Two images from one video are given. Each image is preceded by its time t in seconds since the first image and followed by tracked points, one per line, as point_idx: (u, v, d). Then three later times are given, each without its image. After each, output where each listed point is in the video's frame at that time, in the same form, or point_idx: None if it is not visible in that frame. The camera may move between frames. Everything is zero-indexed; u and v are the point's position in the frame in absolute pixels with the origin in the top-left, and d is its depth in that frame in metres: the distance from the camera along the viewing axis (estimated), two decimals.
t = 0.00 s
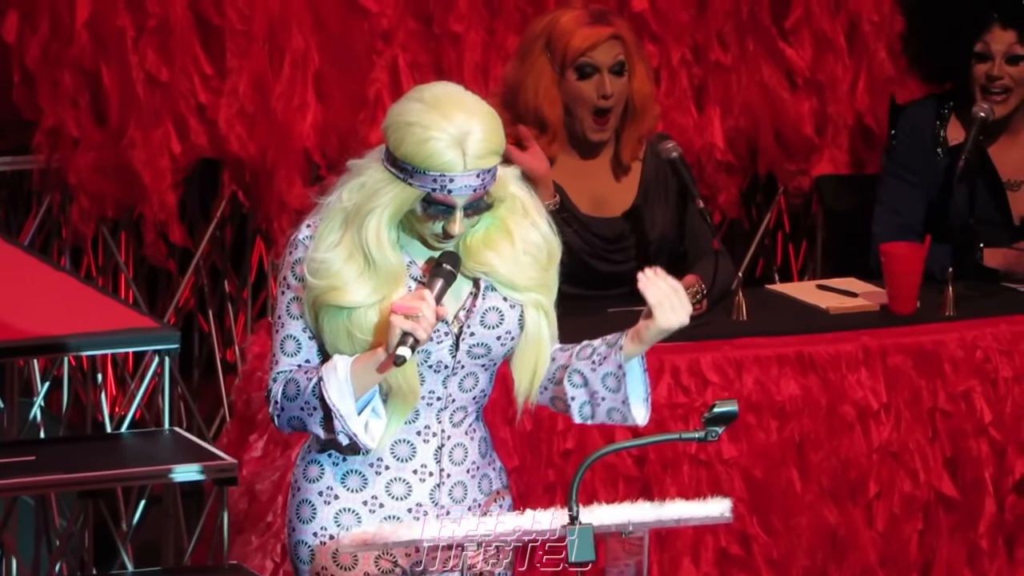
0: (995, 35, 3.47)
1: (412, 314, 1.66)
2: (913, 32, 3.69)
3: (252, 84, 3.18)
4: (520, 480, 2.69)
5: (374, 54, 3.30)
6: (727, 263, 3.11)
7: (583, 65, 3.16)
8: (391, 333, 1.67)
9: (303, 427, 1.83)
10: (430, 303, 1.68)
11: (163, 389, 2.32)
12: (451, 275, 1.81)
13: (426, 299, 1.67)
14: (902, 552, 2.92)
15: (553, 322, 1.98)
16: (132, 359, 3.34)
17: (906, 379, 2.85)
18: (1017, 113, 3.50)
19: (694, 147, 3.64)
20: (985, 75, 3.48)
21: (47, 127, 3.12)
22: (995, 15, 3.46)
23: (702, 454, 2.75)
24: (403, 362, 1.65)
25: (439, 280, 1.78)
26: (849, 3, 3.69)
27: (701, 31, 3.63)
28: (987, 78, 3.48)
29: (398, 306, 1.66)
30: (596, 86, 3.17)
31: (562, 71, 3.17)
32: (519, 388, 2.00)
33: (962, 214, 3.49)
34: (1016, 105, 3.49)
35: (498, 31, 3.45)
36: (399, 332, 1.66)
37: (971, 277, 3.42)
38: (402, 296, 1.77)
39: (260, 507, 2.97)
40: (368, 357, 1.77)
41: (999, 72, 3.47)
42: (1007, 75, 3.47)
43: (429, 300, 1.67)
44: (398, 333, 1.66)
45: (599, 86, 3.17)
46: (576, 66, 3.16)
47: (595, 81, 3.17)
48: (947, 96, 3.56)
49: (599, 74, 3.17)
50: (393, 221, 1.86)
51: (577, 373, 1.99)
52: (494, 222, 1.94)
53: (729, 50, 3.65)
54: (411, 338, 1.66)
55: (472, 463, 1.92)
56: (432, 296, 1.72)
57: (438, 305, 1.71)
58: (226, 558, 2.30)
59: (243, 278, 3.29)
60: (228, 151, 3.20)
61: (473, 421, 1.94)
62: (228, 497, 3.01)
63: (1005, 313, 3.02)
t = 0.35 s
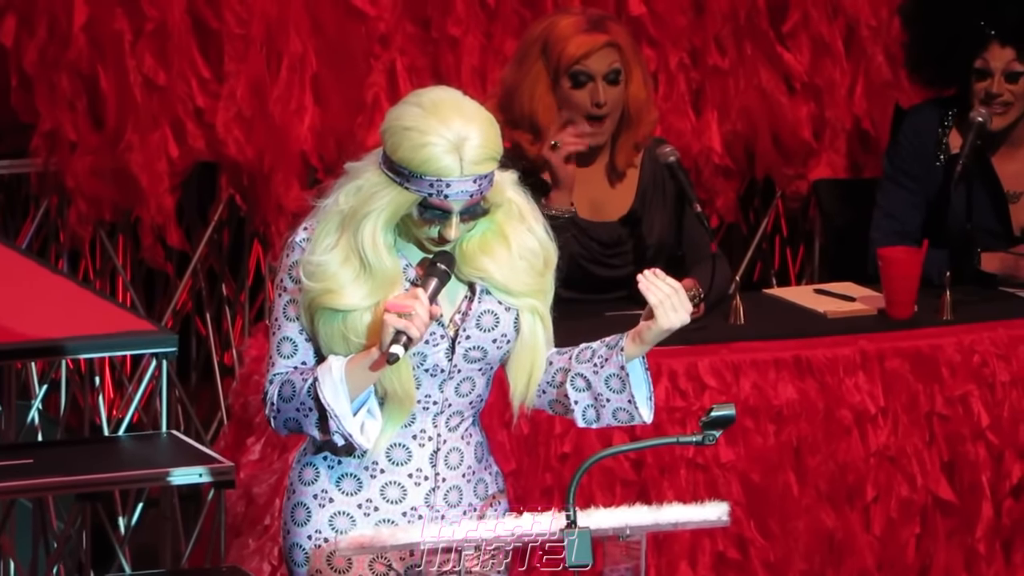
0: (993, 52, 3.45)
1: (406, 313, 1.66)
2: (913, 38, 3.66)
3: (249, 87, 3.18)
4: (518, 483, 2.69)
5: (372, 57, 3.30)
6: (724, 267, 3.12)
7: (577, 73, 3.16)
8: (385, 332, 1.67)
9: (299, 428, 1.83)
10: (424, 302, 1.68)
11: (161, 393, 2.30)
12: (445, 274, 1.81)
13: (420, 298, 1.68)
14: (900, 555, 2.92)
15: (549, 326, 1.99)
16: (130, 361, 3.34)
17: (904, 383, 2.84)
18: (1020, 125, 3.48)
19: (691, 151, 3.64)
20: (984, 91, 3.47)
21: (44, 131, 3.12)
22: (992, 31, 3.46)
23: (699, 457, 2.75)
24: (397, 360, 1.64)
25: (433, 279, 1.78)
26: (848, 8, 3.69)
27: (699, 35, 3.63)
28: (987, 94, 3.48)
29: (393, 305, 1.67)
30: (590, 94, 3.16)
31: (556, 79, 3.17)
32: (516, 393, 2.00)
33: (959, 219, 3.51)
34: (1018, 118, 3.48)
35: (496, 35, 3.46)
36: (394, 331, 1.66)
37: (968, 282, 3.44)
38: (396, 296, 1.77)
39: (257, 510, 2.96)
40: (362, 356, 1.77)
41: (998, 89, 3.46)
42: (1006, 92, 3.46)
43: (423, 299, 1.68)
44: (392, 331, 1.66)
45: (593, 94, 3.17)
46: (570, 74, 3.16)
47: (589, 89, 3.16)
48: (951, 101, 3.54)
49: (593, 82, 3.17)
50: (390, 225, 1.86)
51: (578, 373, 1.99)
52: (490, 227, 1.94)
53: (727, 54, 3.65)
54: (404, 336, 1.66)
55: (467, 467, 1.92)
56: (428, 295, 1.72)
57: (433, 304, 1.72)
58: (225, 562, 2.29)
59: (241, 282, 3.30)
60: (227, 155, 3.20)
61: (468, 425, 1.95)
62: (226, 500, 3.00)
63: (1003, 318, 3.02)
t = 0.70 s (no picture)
0: (991, 54, 3.41)
1: (403, 306, 1.66)
2: (913, 34, 3.67)
3: (248, 82, 3.17)
4: (515, 479, 2.69)
5: (371, 52, 3.30)
6: (724, 262, 3.12)
7: (575, 75, 3.16)
8: (382, 325, 1.68)
9: (296, 423, 1.83)
10: (421, 294, 1.67)
11: (159, 387, 2.30)
12: (443, 268, 1.81)
13: (416, 291, 1.67)
14: (897, 551, 2.92)
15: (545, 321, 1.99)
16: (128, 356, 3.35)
17: (901, 379, 2.85)
18: (1018, 124, 3.47)
19: (690, 147, 3.64)
20: (982, 92, 3.44)
21: (43, 125, 3.11)
22: (989, 33, 3.43)
23: (697, 453, 2.75)
24: (393, 353, 1.65)
25: (430, 273, 1.77)
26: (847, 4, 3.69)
27: (698, 31, 3.63)
28: (984, 96, 3.45)
29: (390, 298, 1.66)
30: (587, 96, 3.17)
31: (553, 80, 3.18)
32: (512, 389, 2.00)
33: (958, 216, 3.52)
34: (1016, 117, 3.46)
35: (494, 31, 3.44)
36: (391, 324, 1.66)
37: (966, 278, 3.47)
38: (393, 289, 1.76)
39: (255, 505, 2.96)
40: (358, 350, 1.77)
41: (997, 90, 3.43)
42: (1004, 92, 3.43)
43: (420, 292, 1.67)
44: (389, 325, 1.67)
45: (590, 95, 3.17)
46: (568, 76, 3.17)
47: (586, 91, 3.17)
48: (948, 101, 3.54)
49: (591, 84, 3.17)
50: (387, 220, 1.86)
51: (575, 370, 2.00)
52: (487, 222, 1.94)
53: (726, 50, 3.65)
54: (401, 329, 1.66)
55: (464, 463, 1.92)
56: (424, 288, 1.71)
57: (429, 297, 1.71)
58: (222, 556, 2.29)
59: (239, 277, 3.30)
60: (225, 150, 3.19)
61: (466, 420, 1.94)
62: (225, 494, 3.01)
63: (1001, 314, 3.02)
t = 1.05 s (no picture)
0: (989, 53, 3.45)
1: (403, 301, 1.67)
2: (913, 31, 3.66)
3: (247, 77, 3.17)
4: (514, 474, 2.69)
5: (370, 48, 3.29)
6: (721, 259, 3.11)
7: (577, 75, 3.16)
8: (382, 320, 1.67)
9: (295, 418, 1.83)
10: (420, 290, 1.68)
11: (159, 383, 2.30)
12: (441, 263, 1.81)
13: (416, 285, 1.68)
14: (895, 548, 2.92)
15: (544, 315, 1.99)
16: (126, 351, 3.36)
17: (900, 375, 2.85)
18: (1016, 122, 3.48)
19: (690, 143, 3.64)
20: (981, 91, 3.47)
21: (42, 120, 3.13)
22: (986, 32, 3.46)
23: (696, 449, 2.75)
24: (392, 347, 1.65)
25: (429, 268, 1.78)
26: None
27: (697, 26, 3.62)
28: (983, 95, 3.48)
29: (389, 292, 1.67)
30: (589, 95, 3.18)
31: (554, 80, 3.18)
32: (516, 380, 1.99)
33: (957, 212, 3.51)
34: (1015, 116, 3.48)
35: (493, 26, 3.41)
36: (390, 318, 1.67)
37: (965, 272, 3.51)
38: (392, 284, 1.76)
39: (254, 500, 2.96)
40: (358, 344, 1.77)
41: (995, 89, 3.46)
42: (1002, 91, 3.47)
43: (420, 287, 1.68)
44: (388, 320, 1.67)
45: (591, 94, 3.18)
46: (570, 76, 3.16)
47: (587, 91, 3.17)
48: (948, 96, 3.53)
49: (592, 84, 3.17)
50: (386, 214, 1.86)
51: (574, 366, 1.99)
52: (485, 216, 1.94)
53: (725, 46, 3.65)
54: (401, 324, 1.67)
55: (463, 458, 1.92)
56: (423, 282, 1.72)
57: (429, 292, 1.72)
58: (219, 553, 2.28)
59: (238, 272, 3.30)
60: (224, 145, 3.19)
61: (464, 415, 1.95)
62: (222, 490, 3.01)
63: (1000, 310, 3.02)
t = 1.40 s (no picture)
0: (987, 51, 3.51)
1: (404, 297, 1.67)
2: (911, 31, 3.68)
3: (245, 75, 3.17)
4: (511, 472, 2.69)
5: (367, 45, 3.28)
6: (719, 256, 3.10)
7: (578, 75, 3.16)
8: (383, 316, 1.67)
9: (296, 415, 1.83)
10: (421, 286, 1.68)
11: (156, 381, 2.30)
12: (442, 259, 1.81)
13: (417, 281, 1.68)
14: (893, 546, 2.92)
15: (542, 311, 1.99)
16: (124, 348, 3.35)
17: (897, 372, 2.85)
18: (1014, 121, 3.52)
19: (687, 141, 3.64)
20: (979, 89, 3.53)
21: (40, 118, 3.13)
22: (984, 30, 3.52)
23: (693, 447, 2.76)
24: (395, 343, 1.65)
25: (430, 264, 1.77)
26: None
27: (694, 24, 3.62)
28: (981, 93, 3.53)
29: (391, 288, 1.67)
30: (590, 93, 3.18)
31: (554, 80, 3.17)
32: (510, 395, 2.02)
33: (954, 210, 3.52)
34: (1014, 115, 3.52)
35: (491, 23, 3.39)
36: (391, 315, 1.67)
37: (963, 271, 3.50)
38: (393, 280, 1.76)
39: (251, 498, 2.95)
40: (359, 341, 1.78)
41: (993, 87, 3.52)
42: (1000, 90, 3.52)
43: (420, 283, 1.68)
44: (390, 316, 1.67)
45: (591, 93, 3.18)
46: (571, 76, 3.16)
47: (589, 90, 3.18)
48: (947, 95, 3.56)
49: (593, 83, 3.18)
50: (385, 211, 1.86)
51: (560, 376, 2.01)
52: (483, 212, 1.94)
53: (722, 44, 3.65)
54: (402, 320, 1.67)
55: (463, 455, 1.92)
56: (423, 279, 1.72)
57: (429, 288, 1.72)
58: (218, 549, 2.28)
59: (236, 269, 3.30)
60: (222, 143, 3.19)
61: (464, 413, 1.95)
62: (220, 487, 3.00)
63: (997, 308, 3.03)
